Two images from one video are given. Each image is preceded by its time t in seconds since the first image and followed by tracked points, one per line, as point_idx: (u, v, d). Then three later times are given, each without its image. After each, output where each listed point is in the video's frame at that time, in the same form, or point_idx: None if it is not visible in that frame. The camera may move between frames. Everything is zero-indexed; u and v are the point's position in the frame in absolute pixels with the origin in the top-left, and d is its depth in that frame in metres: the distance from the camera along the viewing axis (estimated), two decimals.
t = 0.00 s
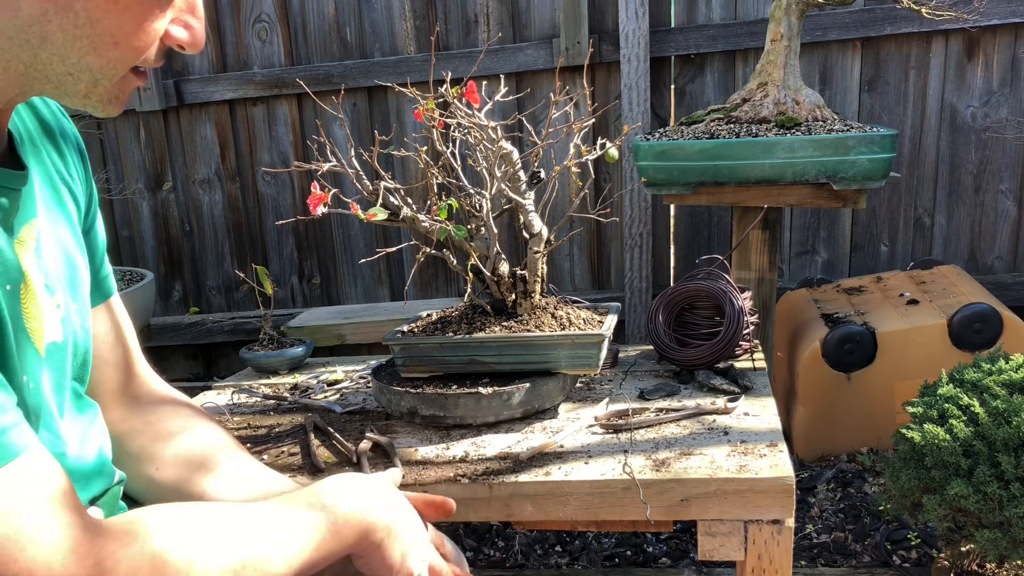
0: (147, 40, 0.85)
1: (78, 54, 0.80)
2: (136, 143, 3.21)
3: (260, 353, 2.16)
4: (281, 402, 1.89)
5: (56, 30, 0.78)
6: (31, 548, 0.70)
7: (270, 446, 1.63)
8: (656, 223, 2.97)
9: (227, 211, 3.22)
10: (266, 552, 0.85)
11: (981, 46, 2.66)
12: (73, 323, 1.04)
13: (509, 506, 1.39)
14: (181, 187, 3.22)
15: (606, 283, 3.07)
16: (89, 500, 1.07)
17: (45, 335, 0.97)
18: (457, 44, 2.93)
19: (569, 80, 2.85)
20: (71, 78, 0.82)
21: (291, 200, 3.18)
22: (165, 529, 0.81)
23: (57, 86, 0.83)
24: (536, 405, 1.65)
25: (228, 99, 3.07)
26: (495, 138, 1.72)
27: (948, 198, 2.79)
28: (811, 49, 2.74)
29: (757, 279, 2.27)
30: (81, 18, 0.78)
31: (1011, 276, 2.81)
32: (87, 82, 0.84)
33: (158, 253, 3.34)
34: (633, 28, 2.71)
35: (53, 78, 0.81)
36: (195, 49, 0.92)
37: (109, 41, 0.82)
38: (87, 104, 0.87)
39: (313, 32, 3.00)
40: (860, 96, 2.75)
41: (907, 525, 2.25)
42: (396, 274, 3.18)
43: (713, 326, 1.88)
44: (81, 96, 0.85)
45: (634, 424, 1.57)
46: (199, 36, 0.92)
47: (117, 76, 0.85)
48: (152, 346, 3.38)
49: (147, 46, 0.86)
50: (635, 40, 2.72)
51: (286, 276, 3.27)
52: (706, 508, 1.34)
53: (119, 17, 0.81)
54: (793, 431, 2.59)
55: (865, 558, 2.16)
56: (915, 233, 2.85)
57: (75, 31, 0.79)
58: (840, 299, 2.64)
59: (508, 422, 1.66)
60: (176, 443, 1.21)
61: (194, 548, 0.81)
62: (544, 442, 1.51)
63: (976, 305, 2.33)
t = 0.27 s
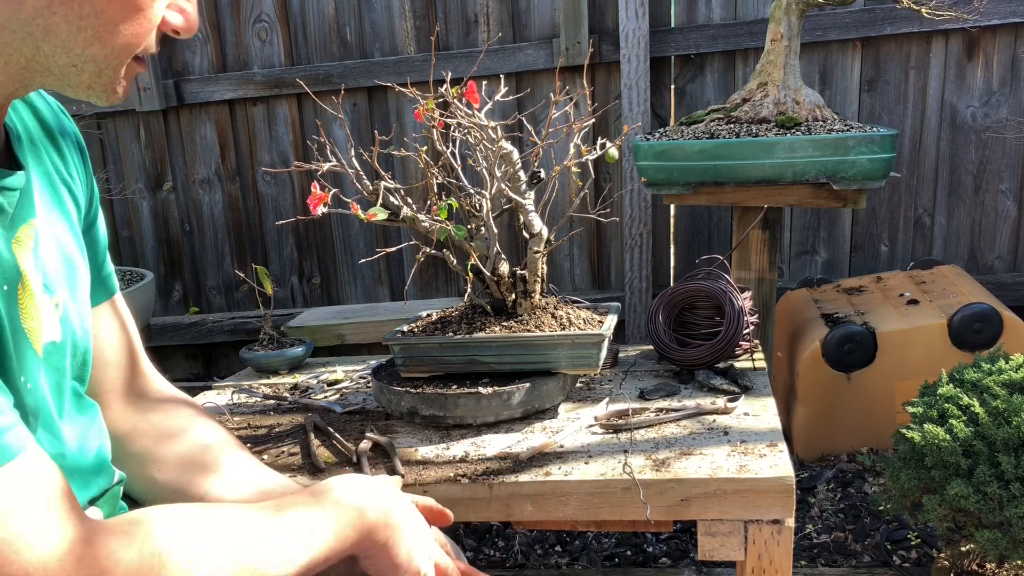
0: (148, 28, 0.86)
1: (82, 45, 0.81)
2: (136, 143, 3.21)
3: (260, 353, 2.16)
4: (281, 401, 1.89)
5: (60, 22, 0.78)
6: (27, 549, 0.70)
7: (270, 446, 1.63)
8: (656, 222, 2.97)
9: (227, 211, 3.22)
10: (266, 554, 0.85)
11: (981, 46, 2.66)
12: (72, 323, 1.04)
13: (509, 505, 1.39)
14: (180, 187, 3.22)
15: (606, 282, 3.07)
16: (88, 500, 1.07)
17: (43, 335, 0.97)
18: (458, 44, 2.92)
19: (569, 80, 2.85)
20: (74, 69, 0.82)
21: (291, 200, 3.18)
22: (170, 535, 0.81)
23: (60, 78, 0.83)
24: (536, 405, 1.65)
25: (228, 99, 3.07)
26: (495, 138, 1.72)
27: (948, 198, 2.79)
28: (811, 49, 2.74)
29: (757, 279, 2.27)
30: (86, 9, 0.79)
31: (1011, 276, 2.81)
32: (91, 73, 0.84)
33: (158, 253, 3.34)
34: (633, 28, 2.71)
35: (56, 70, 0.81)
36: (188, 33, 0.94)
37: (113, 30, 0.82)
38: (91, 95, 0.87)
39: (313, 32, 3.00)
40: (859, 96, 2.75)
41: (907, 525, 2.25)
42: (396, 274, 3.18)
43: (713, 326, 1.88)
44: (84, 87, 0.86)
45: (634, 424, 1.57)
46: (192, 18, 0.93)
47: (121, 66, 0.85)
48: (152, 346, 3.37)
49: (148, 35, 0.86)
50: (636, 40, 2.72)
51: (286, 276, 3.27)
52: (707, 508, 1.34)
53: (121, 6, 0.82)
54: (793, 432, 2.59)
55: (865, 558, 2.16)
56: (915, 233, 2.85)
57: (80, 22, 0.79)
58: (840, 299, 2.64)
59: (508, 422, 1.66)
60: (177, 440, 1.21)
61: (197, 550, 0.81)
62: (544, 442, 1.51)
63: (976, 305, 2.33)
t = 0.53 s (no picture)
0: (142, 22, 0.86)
1: (78, 37, 0.81)
2: (136, 143, 3.21)
3: (260, 353, 2.16)
4: (281, 402, 1.89)
5: (56, 14, 0.78)
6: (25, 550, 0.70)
7: (270, 446, 1.63)
8: (656, 222, 2.97)
9: (227, 211, 3.22)
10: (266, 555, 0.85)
11: (981, 46, 2.66)
12: (71, 323, 1.04)
13: (509, 505, 1.39)
14: (181, 187, 3.22)
15: (606, 282, 3.07)
16: (89, 499, 1.07)
17: (42, 335, 0.97)
18: (457, 44, 2.92)
19: (569, 80, 2.85)
20: (70, 63, 0.82)
21: (291, 200, 3.18)
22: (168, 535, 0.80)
23: (55, 72, 0.83)
24: (536, 405, 1.65)
25: (228, 99, 3.07)
26: (495, 138, 1.72)
27: (948, 198, 2.79)
28: (811, 49, 2.74)
29: (757, 279, 2.27)
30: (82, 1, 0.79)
31: (1011, 275, 2.81)
32: (87, 67, 0.84)
33: (158, 253, 3.34)
34: (633, 28, 2.71)
35: (52, 64, 0.82)
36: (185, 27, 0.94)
37: (107, 22, 0.82)
38: (87, 91, 0.87)
39: (313, 32, 3.00)
40: (859, 96, 2.75)
41: (907, 525, 2.25)
42: (396, 274, 3.18)
43: (713, 327, 1.88)
44: (80, 82, 0.85)
45: (634, 424, 1.57)
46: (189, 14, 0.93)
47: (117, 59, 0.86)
48: (152, 346, 3.37)
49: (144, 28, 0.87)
50: (636, 40, 2.72)
51: (286, 276, 3.27)
52: (707, 508, 1.34)
53: None
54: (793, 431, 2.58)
55: (865, 558, 2.16)
56: (915, 233, 2.85)
57: (75, 13, 0.79)
58: (840, 299, 2.64)
59: (508, 423, 1.66)
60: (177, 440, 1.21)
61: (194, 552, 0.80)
62: (544, 442, 1.51)
63: (976, 305, 2.33)
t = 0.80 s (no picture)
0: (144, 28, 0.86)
1: (78, 42, 0.81)
2: (136, 143, 3.21)
3: (259, 353, 2.16)
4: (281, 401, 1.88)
5: (54, 17, 0.79)
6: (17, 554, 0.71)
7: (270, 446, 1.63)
8: (656, 223, 2.97)
9: (227, 211, 3.22)
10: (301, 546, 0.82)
11: (981, 46, 2.66)
12: (67, 330, 1.04)
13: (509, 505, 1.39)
14: (181, 187, 3.22)
15: (606, 282, 3.07)
16: (86, 500, 1.08)
17: (42, 339, 0.97)
18: (457, 44, 2.92)
19: (569, 80, 2.85)
20: (71, 68, 0.83)
21: (291, 200, 3.18)
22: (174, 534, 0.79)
23: (59, 76, 0.84)
24: (536, 405, 1.65)
25: (228, 99, 3.07)
26: (495, 138, 1.72)
27: (948, 198, 2.79)
28: (811, 49, 2.74)
29: (757, 279, 2.27)
30: (81, 5, 0.79)
31: (1011, 275, 2.81)
32: (89, 72, 0.85)
33: (158, 253, 3.33)
34: (633, 28, 2.71)
35: (54, 68, 0.83)
36: (189, 36, 0.93)
37: (107, 27, 0.82)
38: (90, 95, 0.88)
39: (313, 32, 3.00)
40: (859, 96, 2.75)
41: (907, 524, 2.25)
42: (396, 274, 3.18)
43: (713, 326, 1.88)
44: (84, 86, 0.87)
45: (634, 424, 1.57)
46: (193, 23, 0.93)
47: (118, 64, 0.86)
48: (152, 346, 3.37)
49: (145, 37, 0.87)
50: (636, 40, 2.72)
51: (286, 276, 3.27)
52: (706, 508, 1.34)
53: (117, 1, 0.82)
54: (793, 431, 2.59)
55: (865, 558, 2.16)
56: (915, 233, 2.84)
57: (73, 18, 0.79)
58: (840, 299, 2.64)
59: (508, 423, 1.66)
60: (186, 413, 1.26)
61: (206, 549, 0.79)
62: (544, 442, 1.52)
63: (976, 305, 2.33)
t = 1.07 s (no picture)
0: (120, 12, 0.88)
1: (48, 23, 0.84)
2: (136, 143, 3.21)
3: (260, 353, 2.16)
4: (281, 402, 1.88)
5: None
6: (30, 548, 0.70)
7: (270, 446, 1.63)
8: (656, 223, 2.97)
9: (227, 211, 3.22)
10: (313, 542, 0.82)
11: (981, 46, 2.66)
12: (59, 323, 1.04)
13: (509, 505, 1.39)
14: (180, 187, 3.22)
15: (605, 282, 3.07)
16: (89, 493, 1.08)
17: (38, 329, 0.97)
18: (457, 44, 2.92)
19: (569, 80, 2.85)
20: (48, 52, 0.86)
21: (291, 200, 3.18)
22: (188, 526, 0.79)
23: (38, 63, 0.88)
24: (536, 405, 1.65)
25: (228, 99, 3.07)
26: (495, 137, 1.72)
27: (948, 198, 2.79)
28: (811, 49, 2.74)
29: (757, 279, 2.27)
30: None
31: (1011, 276, 2.81)
32: (67, 57, 0.88)
33: (158, 253, 3.33)
34: (633, 28, 2.71)
35: (30, 53, 0.87)
36: (179, 20, 0.96)
37: (78, 7, 0.85)
38: (74, 82, 0.92)
39: (313, 32, 3.00)
40: (859, 96, 2.75)
41: (907, 525, 2.25)
42: (396, 274, 3.18)
43: (713, 326, 1.88)
44: (66, 71, 0.90)
45: (634, 424, 1.56)
46: (183, 9, 0.96)
47: (91, 47, 0.88)
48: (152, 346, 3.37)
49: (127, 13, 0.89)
50: (636, 40, 2.72)
51: (286, 276, 3.27)
52: (707, 508, 1.34)
53: None
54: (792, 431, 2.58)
55: (865, 558, 2.16)
56: (915, 233, 2.85)
57: None
58: (840, 299, 2.64)
59: (508, 422, 1.66)
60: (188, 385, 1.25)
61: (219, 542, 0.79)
62: (544, 441, 1.51)
63: (976, 306, 2.33)
